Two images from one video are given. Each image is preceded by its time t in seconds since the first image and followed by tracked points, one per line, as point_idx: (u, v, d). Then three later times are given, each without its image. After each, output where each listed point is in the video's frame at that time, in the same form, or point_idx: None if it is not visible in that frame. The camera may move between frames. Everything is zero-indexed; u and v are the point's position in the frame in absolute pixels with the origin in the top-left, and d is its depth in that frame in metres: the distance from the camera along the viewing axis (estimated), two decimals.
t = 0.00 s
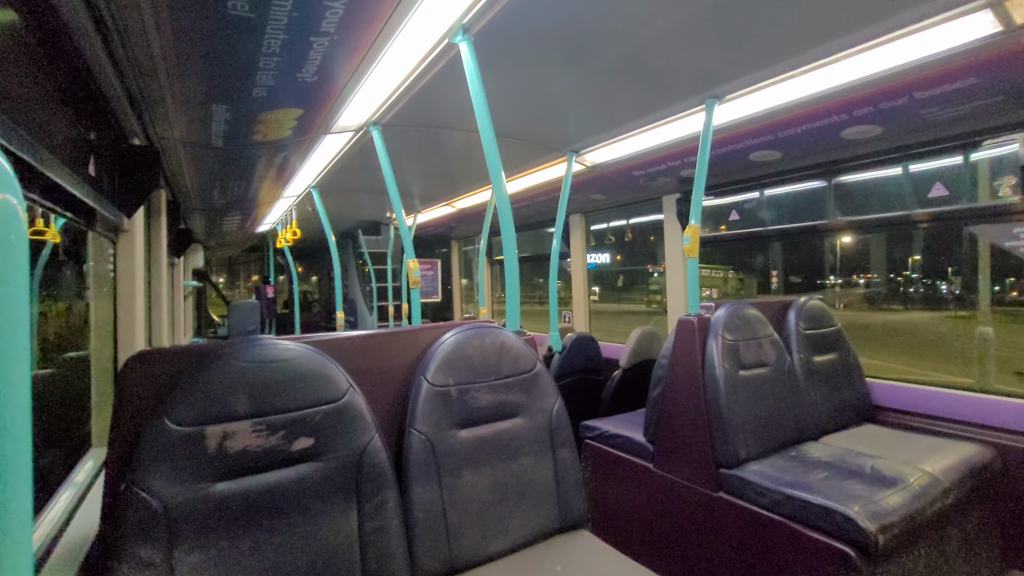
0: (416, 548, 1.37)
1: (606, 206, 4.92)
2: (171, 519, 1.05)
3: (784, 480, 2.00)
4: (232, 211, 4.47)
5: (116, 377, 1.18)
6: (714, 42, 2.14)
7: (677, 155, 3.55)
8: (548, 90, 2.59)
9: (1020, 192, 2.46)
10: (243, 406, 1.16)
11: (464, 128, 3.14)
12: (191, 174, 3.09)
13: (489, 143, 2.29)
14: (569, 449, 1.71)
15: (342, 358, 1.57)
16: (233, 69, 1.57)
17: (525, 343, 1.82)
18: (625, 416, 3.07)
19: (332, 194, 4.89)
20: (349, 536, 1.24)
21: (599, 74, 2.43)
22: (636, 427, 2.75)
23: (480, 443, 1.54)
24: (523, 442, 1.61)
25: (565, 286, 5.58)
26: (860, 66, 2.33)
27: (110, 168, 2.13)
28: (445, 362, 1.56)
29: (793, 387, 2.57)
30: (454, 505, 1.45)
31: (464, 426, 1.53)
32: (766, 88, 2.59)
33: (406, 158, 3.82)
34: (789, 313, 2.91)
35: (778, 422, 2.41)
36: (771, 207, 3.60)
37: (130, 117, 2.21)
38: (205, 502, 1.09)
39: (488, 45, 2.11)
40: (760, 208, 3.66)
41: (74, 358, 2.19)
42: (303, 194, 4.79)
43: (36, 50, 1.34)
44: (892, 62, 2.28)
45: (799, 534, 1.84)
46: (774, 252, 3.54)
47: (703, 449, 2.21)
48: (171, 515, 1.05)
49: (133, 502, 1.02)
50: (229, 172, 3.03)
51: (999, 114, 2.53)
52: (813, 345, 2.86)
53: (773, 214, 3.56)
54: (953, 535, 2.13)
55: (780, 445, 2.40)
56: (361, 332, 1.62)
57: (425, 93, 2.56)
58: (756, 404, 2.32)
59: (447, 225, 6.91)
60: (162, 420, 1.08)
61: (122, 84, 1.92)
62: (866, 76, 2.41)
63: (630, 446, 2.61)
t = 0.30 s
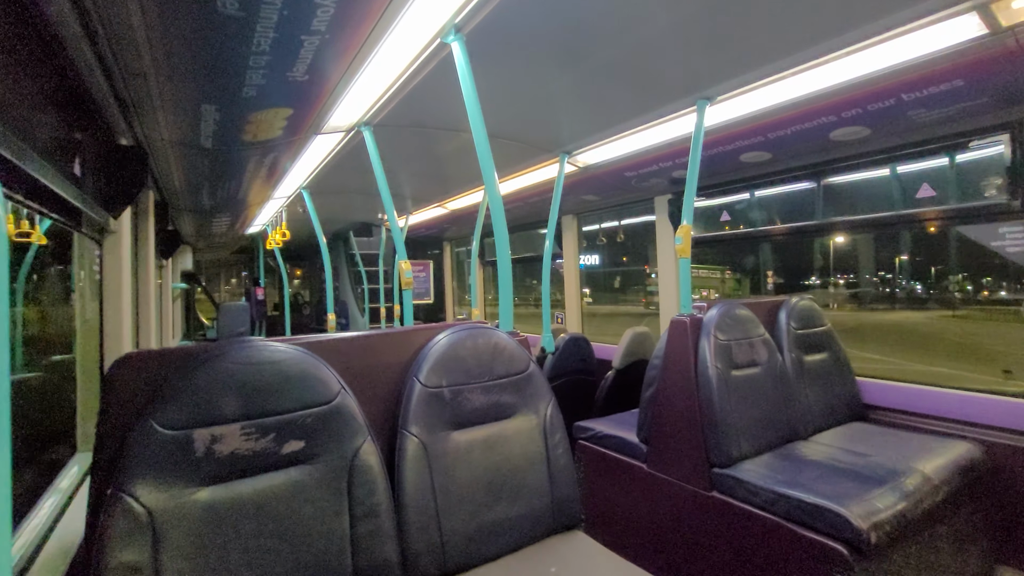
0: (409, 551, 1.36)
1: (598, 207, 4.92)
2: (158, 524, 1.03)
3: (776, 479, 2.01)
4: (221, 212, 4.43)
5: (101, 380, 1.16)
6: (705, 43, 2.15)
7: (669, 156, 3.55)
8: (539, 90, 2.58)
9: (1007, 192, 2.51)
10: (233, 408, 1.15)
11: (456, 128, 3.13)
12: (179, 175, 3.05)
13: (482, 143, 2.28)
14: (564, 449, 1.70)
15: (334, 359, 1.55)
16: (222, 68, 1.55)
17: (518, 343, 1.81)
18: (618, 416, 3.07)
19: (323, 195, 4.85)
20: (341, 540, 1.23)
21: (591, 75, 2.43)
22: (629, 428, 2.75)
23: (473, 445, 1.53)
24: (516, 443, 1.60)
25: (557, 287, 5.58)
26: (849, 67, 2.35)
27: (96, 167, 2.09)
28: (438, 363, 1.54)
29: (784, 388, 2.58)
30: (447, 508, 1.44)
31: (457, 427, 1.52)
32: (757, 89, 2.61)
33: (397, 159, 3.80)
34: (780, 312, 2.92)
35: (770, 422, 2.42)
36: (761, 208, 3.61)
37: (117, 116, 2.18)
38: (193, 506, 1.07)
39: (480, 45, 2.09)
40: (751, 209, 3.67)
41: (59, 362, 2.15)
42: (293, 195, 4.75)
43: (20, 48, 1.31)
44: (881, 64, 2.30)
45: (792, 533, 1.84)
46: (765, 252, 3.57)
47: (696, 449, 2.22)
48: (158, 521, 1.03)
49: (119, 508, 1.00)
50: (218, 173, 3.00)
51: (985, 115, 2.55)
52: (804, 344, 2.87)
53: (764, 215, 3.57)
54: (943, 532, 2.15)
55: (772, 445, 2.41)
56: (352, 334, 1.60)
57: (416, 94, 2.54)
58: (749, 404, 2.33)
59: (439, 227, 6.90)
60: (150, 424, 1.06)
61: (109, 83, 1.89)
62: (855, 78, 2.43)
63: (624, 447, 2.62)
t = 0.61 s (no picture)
0: (390, 557, 1.33)
1: (579, 209, 4.94)
2: (126, 538, 0.98)
3: (755, 477, 2.03)
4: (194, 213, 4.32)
5: (66, 388, 1.11)
6: (683, 46, 2.17)
7: (649, 158, 3.58)
8: (519, 91, 2.57)
9: (972, 196, 2.62)
10: (206, 415, 1.11)
11: (436, 128, 3.10)
12: (150, 173, 2.96)
13: (463, 143, 2.26)
14: (546, 451, 1.69)
15: (312, 363, 1.52)
16: (194, 64, 1.51)
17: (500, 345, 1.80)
18: (600, 417, 3.08)
19: (301, 196, 4.77)
20: (320, 548, 1.20)
21: (572, 76, 2.43)
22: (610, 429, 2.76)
23: (455, 448, 1.51)
24: (499, 446, 1.59)
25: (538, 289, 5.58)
26: (823, 72, 2.39)
27: (60, 165, 2.01)
28: (419, 365, 1.52)
29: (762, 386, 2.62)
30: (429, 513, 1.41)
31: (439, 431, 1.50)
32: (735, 93, 2.64)
33: (376, 160, 3.75)
34: (758, 312, 2.96)
35: (749, 420, 2.45)
36: (738, 210, 3.66)
37: (83, 113, 2.10)
38: (164, 518, 1.03)
39: (460, 44, 2.07)
40: (728, 211, 3.72)
41: (20, 368, 2.06)
42: (270, 195, 4.66)
43: None
44: (855, 69, 2.34)
45: (771, 530, 1.86)
46: (742, 253, 3.62)
47: (677, 449, 2.23)
48: (127, 534, 0.98)
49: (84, 522, 0.95)
50: (191, 172, 2.92)
51: (953, 120, 2.62)
52: (781, 344, 2.92)
53: (741, 217, 3.62)
54: (915, 526, 2.20)
55: (751, 443, 2.44)
56: (331, 337, 1.57)
57: (396, 93, 2.51)
58: (728, 403, 2.35)
59: (420, 228, 6.85)
60: (117, 433, 1.02)
61: (74, 78, 1.82)
62: (829, 82, 2.48)
63: (606, 447, 2.62)
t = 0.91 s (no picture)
0: (377, 564, 1.31)
1: (564, 211, 4.95)
2: (102, 552, 0.95)
3: (740, 475, 2.05)
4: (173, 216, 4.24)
5: (38, 397, 1.07)
6: (666, 50, 2.18)
7: (633, 160, 3.60)
8: (503, 93, 2.57)
9: (946, 197, 2.67)
10: (185, 424, 1.08)
11: (421, 130, 3.08)
12: (126, 175, 2.89)
13: (448, 145, 2.24)
14: (534, 454, 1.68)
15: (296, 369, 1.49)
16: (171, 63, 1.47)
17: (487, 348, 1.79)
18: (588, 419, 3.09)
19: (283, 199, 4.71)
20: (305, 556, 1.18)
21: (557, 79, 2.44)
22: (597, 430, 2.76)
23: (442, 453, 1.49)
24: (486, 450, 1.57)
25: (525, 291, 5.58)
26: (803, 76, 2.43)
27: (32, 167, 1.95)
28: (405, 370, 1.50)
29: (747, 386, 2.65)
30: (416, 519, 1.40)
31: (425, 435, 1.48)
32: (718, 96, 2.67)
33: (360, 162, 3.72)
34: (741, 312, 3.00)
35: (734, 420, 2.47)
36: (720, 212, 3.69)
37: (55, 113, 2.04)
38: (142, 530, 0.99)
39: (445, 46, 2.06)
40: (711, 212, 3.75)
41: None
42: (252, 198, 4.59)
43: None
44: (834, 73, 2.38)
45: (756, 528, 1.88)
46: (725, 254, 3.67)
47: (664, 450, 2.24)
48: (102, 548, 0.95)
49: (56, 536, 0.91)
50: (169, 174, 2.86)
51: (928, 124, 2.67)
52: (764, 343, 2.95)
53: (724, 218, 3.66)
54: (896, 521, 2.24)
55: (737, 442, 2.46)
56: (314, 342, 1.54)
57: (380, 95, 2.49)
58: (714, 403, 2.37)
59: (405, 231, 6.80)
60: (92, 443, 0.98)
61: (46, 77, 1.76)
62: (809, 86, 2.51)
63: (593, 449, 2.62)
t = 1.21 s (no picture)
0: (368, 566, 1.30)
1: (555, 212, 4.95)
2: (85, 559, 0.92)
3: (731, 473, 2.06)
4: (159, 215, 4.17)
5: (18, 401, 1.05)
6: (656, 52, 2.19)
7: (623, 161, 3.61)
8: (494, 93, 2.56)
9: (930, 198, 2.71)
10: (172, 426, 1.06)
11: (411, 130, 3.07)
12: (111, 174, 2.84)
13: (439, 144, 2.23)
14: (526, 454, 1.68)
15: (285, 371, 1.47)
16: (156, 60, 1.45)
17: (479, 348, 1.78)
18: (579, 419, 3.09)
19: (272, 198, 4.66)
20: (295, 559, 1.16)
21: (547, 79, 2.44)
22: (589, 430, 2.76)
23: (434, 453, 1.48)
24: (478, 450, 1.57)
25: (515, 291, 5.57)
26: (791, 78, 2.45)
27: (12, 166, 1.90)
28: (396, 370, 1.49)
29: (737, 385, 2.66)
30: (408, 520, 1.38)
31: (417, 436, 1.47)
32: (707, 97, 2.68)
33: (350, 162, 3.69)
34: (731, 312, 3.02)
35: (725, 419, 2.49)
36: (710, 212, 3.72)
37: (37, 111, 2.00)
38: (128, 536, 0.97)
39: (435, 45, 2.05)
40: (700, 213, 3.77)
41: None
42: (239, 198, 4.53)
43: None
44: (821, 75, 2.41)
45: (746, 526, 1.89)
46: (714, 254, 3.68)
47: (655, 449, 2.24)
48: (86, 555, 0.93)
49: (38, 543, 0.89)
50: (155, 173, 2.82)
51: (912, 126, 2.71)
52: (753, 343, 2.97)
53: (713, 219, 3.68)
54: (883, 517, 2.27)
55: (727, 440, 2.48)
56: (303, 343, 1.53)
57: (370, 94, 2.48)
58: (705, 402, 2.38)
59: (394, 231, 6.76)
60: (75, 447, 0.96)
61: (27, 74, 1.73)
62: (796, 88, 2.54)
63: (584, 449, 2.62)
